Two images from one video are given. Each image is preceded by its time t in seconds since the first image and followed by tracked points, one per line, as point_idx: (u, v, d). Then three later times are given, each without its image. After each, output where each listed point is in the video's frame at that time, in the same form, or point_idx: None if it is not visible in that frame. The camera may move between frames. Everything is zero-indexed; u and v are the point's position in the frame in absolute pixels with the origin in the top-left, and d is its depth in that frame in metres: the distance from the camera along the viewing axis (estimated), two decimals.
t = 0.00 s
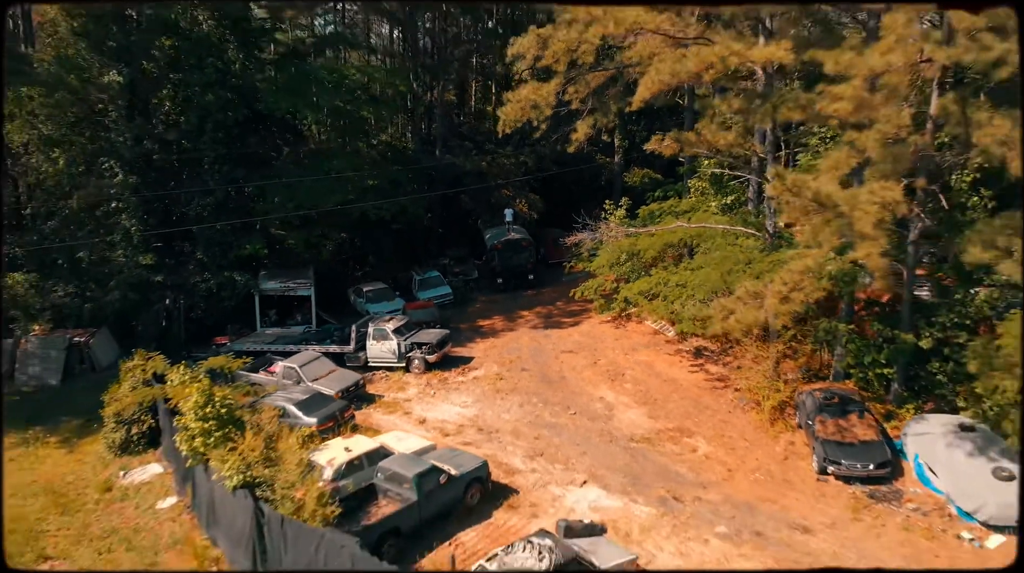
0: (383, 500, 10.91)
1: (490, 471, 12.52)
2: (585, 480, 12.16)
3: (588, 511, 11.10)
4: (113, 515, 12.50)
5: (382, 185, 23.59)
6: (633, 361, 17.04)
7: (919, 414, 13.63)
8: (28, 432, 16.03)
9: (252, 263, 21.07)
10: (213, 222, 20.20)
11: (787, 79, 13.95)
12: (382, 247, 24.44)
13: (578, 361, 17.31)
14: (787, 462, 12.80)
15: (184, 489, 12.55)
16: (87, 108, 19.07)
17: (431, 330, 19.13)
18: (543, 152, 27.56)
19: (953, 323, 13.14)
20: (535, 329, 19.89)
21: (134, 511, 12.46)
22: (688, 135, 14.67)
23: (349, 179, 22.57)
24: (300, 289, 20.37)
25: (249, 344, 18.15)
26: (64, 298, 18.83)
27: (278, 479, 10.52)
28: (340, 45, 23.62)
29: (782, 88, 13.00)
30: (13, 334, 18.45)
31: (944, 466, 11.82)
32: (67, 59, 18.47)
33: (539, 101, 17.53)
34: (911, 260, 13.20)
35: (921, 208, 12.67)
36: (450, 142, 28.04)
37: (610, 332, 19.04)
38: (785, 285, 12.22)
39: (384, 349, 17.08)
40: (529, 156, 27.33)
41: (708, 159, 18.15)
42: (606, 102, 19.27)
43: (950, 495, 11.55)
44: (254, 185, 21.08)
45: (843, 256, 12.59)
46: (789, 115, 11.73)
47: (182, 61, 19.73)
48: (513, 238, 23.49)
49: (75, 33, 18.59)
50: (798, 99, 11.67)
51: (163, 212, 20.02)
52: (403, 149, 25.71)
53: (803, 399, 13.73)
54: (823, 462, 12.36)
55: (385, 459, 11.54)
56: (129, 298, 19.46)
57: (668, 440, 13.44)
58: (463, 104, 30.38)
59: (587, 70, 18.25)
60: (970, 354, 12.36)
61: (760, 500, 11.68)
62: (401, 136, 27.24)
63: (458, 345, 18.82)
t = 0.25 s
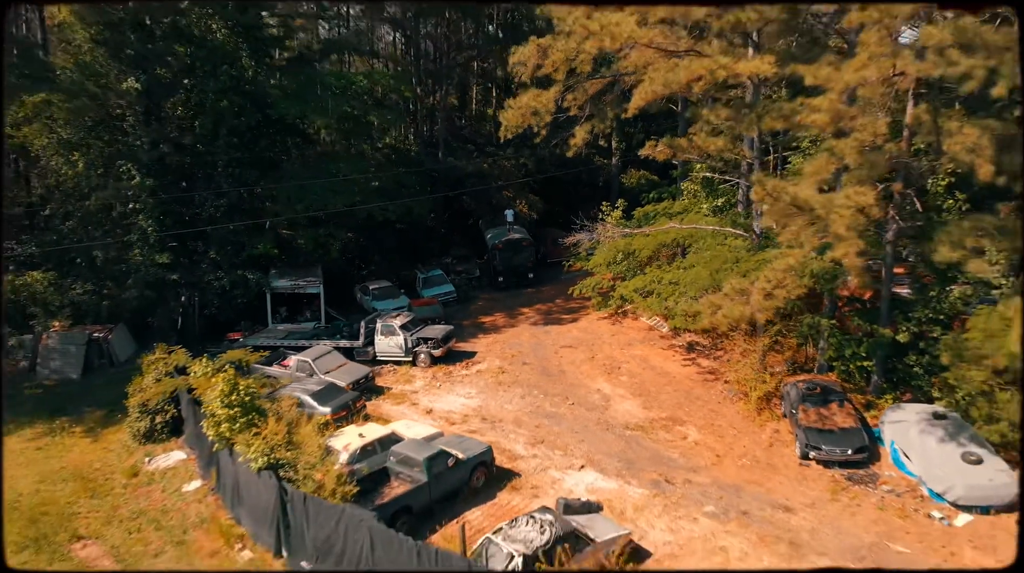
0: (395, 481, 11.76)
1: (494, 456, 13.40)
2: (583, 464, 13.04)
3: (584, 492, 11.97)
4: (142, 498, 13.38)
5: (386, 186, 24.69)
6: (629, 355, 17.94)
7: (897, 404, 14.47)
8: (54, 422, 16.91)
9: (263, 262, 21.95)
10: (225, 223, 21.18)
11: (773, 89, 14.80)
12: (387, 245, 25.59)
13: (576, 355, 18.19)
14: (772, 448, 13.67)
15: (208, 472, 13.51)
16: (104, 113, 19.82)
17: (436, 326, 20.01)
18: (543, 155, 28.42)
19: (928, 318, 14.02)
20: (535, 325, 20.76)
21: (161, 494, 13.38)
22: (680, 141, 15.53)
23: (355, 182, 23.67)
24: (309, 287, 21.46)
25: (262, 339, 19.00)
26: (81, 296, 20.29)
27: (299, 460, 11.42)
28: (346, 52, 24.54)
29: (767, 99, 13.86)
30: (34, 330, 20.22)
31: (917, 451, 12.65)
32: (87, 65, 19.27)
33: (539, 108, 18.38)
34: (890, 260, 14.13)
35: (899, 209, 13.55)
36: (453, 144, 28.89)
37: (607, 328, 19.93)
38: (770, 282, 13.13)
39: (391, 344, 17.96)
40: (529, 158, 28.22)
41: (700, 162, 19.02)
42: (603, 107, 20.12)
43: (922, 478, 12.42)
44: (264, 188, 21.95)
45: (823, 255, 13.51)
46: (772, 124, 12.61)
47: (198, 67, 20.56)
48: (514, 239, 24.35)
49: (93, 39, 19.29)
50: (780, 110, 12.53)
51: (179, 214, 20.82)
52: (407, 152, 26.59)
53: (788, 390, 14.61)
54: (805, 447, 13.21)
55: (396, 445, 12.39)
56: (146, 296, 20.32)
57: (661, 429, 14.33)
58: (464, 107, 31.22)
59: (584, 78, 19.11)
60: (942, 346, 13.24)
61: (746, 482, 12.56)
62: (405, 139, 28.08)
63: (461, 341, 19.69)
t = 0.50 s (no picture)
0: (406, 465, 12.63)
1: (498, 443, 14.31)
2: (581, 450, 13.95)
3: (583, 476, 12.87)
4: (167, 482, 14.26)
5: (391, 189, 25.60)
6: (625, 350, 18.86)
7: (877, 394, 15.32)
8: (79, 413, 17.79)
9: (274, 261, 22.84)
10: (238, 223, 22.18)
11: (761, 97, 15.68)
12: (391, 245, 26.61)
13: (574, 350, 19.09)
14: (759, 436, 14.57)
15: (230, 458, 14.39)
16: (122, 118, 20.79)
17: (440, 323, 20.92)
18: (542, 157, 29.33)
19: (906, 314, 14.86)
20: (536, 321, 21.66)
21: (185, 478, 14.29)
22: (673, 147, 16.43)
23: (362, 184, 24.48)
24: (319, 285, 22.48)
25: (274, 335, 19.85)
26: (99, 293, 21.23)
27: (319, 444, 12.39)
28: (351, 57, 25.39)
29: (754, 107, 14.75)
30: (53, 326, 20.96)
31: (893, 438, 13.50)
32: (105, 73, 20.05)
33: (539, 114, 19.24)
34: (870, 259, 14.99)
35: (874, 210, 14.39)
36: (455, 147, 29.76)
37: (604, 325, 20.84)
38: (755, 280, 14.06)
39: (399, 339, 18.86)
40: (529, 160, 29.10)
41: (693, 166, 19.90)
42: (601, 113, 20.99)
43: (897, 463, 13.28)
44: (275, 190, 22.92)
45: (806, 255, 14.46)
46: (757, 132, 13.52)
47: (212, 74, 21.54)
48: (515, 238, 25.26)
49: (110, 48, 20.15)
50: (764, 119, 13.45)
51: (193, 215, 21.79)
52: (410, 155, 27.51)
53: (774, 381, 15.52)
54: (789, 434, 14.13)
55: (407, 431, 13.28)
56: (162, 293, 21.20)
57: (654, 418, 15.25)
58: (466, 111, 32.07)
59: (583, 85, 19.93)
60: (918, 340, 14.13)
61: (734, 467, 13.44)
62: (409, 142, 28.93)
63: (465, 336, 20.59)
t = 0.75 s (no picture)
0: (416, 450, 13.54)
1: (501, 431, 15.24)
2: (579, 437, 14.89)
3: (581, 460, 13.80)
4: (191, 469, 15.15)
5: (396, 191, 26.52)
6: (621, 345, 19.82)
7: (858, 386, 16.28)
8: (102, 405, 18.67)
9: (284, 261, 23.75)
10: (250, 224, 23.15)
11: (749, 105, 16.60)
12: (396, 245, 27.54)
13: (573, 345, 20.03)
14: (746, 424, 15.51)
15: (251, 446, 15.28)
16: (139, 123, 21.83)
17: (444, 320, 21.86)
18: (542, 159, 30.25)
19: (886, 310, 15.79)
20: (536, 318, 22.59)
21: (207, 464, 15.20)
22: (667, 152, 17.33)
23: (369, 186, 25.38)
24: (328, 283, 23.43)
25: (286, 331, 20.78)
26: (116, 291, 22.12)
27: (335, 430, 13.33)
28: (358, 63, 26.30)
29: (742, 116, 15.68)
30: (71, 323, 21.77)
31: (873, 425, 14.43)
32: (122, 80, 21.12)
33: (539, 120, 20.12)
34: (852, 258, 15.93)
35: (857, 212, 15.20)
36: (457, 150, 30.68)
37: (601, 321, 21.79)
38: (744, 279, 15.05)
39: (405, 335, 19.79)
40: (529, 162, 30.02)
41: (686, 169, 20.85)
42: (598, 118, 21.91)
43: (875, 449, 14.20)
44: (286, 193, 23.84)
45: (790, 254, 15.42)
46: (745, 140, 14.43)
47: (225, 80, 22.44)
48: (516, 238, 26.21)
49: (125, 56, 21.17)
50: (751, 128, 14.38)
51: (207, 216, 22.71)
52: (414, 158, 28.43)
53: (761, 374, 16.46)
54: (775, 423, 15.04)
55: (416, 419, 14.19)
56: (178, 291, 22.07)
57: (648, 408, 16.19)
58: (468, 114, 32.97)
59: (581, 92, 20.84)
60: (896, 334, 15.07)
61: (722, 453, 14.38)
62: (413, 144, 29.83)
63: (468, 332, 21.52)
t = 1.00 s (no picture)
0: (425, 438, 14.45)
1: (505, 420, 16.19)
2: (578, 426, 15.84)
3: (580, 447, 14.73)
4: (212, 456, 16.07)
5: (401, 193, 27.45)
6: (618, 340, 20.78)
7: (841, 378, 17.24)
8: (123, 398, 19.63)
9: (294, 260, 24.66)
10: (261, 225, 24.23)
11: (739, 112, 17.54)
12: (401, 245, 28.49)
13: (572, 340, 20.99)
14: (735, 414, 16.47)
15: (269, 434, 16.21)
16: (156, 127, 23.07)
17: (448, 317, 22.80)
18: (542, 161, 31.18)
19: (868, 306, 16.73)
20: (536, 315, 23.55)
21: (228, 451, 16.15)
22: (661, 157, 18.27)
23: (375, 188, 26.31)
24: (336, 282, 24.36)
25: (298, 328, 21.70)
26: (133, 289, 23.08)
27: (351, 418, 14.30)
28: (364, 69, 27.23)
29: (731, 123, 16.63)
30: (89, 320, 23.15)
31: (854, 414, 15.36)
32: (141, 87, 22.51)
33: (540, 125, 21.05)
34: (836, 258, 16.92)
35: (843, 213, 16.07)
36: (459, 153, 31.62)
37: (599, 317, 22.75)
38: (733, 277, 16.04)
39: (412, 331, 20.73)
40: (530, 164, 30.94)
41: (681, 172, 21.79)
42: (596, 123, 22.85)
43: (856, 436, 15.14)
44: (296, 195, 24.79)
45: (776, 254, 16.41)
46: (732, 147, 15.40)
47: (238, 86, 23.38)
48: (517, 239, 27.16)
49: (143, 64, 22.51)
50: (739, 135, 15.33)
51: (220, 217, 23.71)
52: (418, 160, 29.37)
53: (750, 366, 17.42)
54: (762, 412, 15.98)
55: (425, 409, 15.11)
56: (192, 289, 22.97)
57: (643, 399, 17.16)
58: (470, 117, 33.89)
59: (580, 99, 21.79)
60: (876, 330, 16.03)
61: (711, 440, 15.34)
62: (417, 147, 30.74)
63: (472, 329, 22.46)
